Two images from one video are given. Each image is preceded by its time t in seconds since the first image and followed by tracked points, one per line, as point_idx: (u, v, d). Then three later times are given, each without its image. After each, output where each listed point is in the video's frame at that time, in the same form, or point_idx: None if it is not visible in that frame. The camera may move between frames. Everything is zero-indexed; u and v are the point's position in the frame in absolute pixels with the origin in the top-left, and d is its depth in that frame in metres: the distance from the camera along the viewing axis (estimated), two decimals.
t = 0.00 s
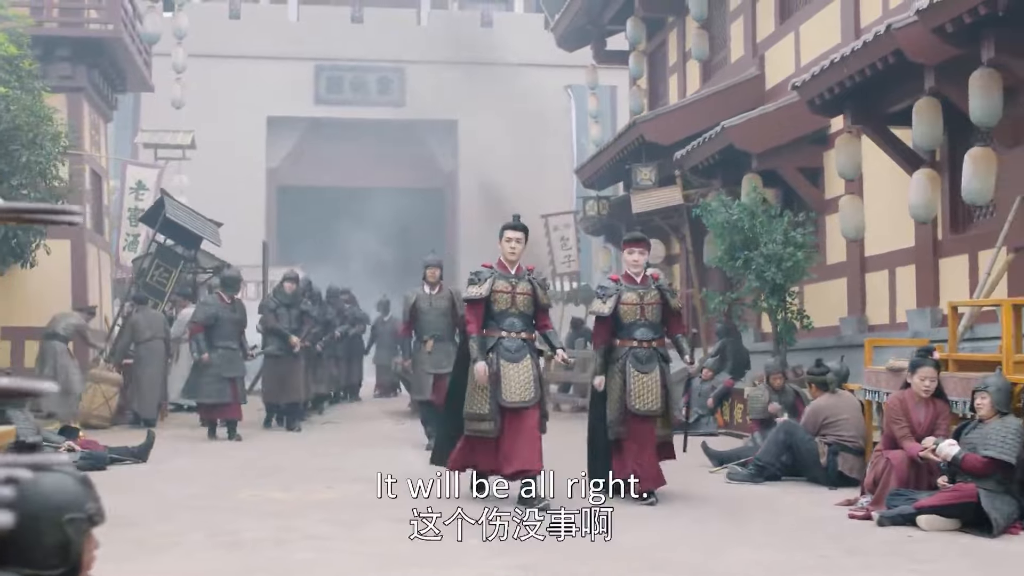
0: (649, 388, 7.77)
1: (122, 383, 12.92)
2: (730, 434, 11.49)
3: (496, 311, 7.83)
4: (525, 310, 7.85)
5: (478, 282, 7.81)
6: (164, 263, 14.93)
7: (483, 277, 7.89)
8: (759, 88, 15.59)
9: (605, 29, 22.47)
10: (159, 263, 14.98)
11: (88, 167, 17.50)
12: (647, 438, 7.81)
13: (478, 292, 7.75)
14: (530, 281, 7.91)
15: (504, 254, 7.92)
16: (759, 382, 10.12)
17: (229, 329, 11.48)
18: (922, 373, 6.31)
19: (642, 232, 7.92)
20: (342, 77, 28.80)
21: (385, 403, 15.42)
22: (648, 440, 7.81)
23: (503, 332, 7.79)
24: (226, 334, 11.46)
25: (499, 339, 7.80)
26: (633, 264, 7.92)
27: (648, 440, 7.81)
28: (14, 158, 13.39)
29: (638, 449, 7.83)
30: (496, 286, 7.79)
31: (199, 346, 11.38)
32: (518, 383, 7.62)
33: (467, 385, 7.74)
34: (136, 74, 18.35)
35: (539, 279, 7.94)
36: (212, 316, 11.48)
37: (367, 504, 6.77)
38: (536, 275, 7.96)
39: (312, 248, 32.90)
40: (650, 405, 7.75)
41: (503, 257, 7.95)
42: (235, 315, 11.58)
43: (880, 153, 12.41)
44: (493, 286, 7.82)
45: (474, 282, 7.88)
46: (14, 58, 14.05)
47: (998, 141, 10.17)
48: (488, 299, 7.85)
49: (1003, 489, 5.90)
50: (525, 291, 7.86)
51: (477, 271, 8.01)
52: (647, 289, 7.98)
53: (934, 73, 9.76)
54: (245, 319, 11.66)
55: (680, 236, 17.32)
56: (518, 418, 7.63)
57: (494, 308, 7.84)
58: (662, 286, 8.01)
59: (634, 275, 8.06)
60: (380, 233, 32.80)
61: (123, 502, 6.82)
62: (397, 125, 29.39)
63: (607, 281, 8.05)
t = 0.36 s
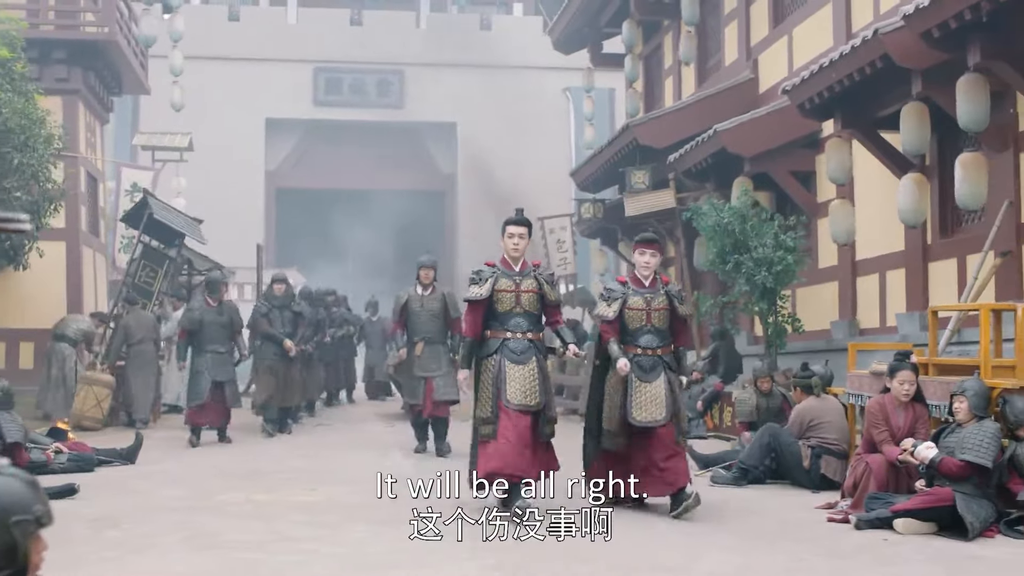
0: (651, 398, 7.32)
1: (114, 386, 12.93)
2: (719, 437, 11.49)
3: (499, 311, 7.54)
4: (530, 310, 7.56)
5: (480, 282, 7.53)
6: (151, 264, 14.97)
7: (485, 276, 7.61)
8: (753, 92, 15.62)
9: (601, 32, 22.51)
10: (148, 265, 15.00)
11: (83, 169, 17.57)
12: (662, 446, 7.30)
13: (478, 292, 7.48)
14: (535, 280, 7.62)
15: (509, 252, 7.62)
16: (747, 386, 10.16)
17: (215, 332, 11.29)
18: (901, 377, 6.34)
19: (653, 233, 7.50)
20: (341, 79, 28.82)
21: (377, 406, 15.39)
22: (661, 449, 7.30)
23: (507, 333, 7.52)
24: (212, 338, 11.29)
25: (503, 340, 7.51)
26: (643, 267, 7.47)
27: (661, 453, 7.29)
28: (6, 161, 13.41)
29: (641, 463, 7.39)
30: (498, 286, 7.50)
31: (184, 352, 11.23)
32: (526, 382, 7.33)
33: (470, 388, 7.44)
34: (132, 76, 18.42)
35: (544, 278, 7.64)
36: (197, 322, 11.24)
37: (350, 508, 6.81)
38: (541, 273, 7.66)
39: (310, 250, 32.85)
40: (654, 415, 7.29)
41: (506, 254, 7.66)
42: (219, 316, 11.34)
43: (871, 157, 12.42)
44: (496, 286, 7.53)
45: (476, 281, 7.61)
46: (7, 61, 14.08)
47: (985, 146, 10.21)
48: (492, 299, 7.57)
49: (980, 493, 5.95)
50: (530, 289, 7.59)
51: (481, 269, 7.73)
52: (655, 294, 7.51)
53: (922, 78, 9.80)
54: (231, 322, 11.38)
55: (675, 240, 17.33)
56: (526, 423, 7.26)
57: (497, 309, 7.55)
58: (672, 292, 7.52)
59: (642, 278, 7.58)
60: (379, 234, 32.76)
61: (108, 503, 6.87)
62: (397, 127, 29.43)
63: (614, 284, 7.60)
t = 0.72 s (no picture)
0: (666, 391, 6.96)
1: (107, 387, 12.96)
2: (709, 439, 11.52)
3: (502, 313, 7.17)
4: (534, 311, 7.20)
5: (482, 282, 7.16)
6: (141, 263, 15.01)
7: (486, 276, 7.24)
8: (747, 94, 15.64)
9: (599, 34, 22.54)
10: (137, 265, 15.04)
11: (80, 170, 17.62)
12: (671, 450, 6.97)
13: (481, 294, 7.10)
14: (538, 279, 7.27)
15: (508, 251, 7.28)
16: (737, 387, 10.20)
17: (196, 332, 10.60)
18: (883, 380, 6.37)
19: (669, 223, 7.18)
20: (340, 81, 28.85)
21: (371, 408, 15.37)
22: (673, 454, 6.95)
23: (512, 335, 7.14)
24: (194, 337, 10.58)
25: (508, 342, 7.14)
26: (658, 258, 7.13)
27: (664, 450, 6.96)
28: None
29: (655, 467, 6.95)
30: (501, 286, 7.14)
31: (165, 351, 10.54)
32: (535, 388, 7.01)
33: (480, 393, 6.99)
34: (129, 78, 18.50)
35: (548, 276, 7.29)
36: (176, 321, 10.62)
37: (335, 510, 6.86)
38: (545, 272, 7.30)
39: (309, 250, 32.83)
40: (671, 409, 6.91)
41: (508, 254, 7.31)
42: (198, 317, 10.62)
43: (862, 160, 12.46)
44: (498, 286, 7.17)
45: (477, 282, 7.23)
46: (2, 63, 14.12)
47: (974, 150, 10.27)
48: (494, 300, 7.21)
49: (959, 495, 5.99)
50: (533, 289, 7.23)
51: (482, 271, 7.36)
52: (669, 286, 7.17)
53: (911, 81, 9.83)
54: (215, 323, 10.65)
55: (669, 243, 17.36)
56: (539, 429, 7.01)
57: (500, 310, 7.17)
58: (687, 284, 7.20)
59: (656, 271, 7.25)
60: (378, 235, 32.76)
61: (94, 504, 6.92)
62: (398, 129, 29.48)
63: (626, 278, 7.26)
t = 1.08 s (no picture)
0: (679, 410, 6.46)
1: (103, 388, 13.03)
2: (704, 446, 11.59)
3: (504, 320, 6.74)
4: (537, 320, 6.75)
5: (482, 286, 6.74)
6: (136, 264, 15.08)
7: (489, 280, 6.82)
8: (744, 95, 15.67)
9: (598, 35, 22.56)
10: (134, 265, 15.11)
11: (79, 171, 17.70)
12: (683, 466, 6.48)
13: (481, 297, 6.68)
14: (544, 285, 6.81)
15: (514, 256, 6.87)
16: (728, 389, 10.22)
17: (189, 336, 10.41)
18: (865, 382, 6.44)
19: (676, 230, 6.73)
20: (342, 82, 28.89)
21: (367, 409, 15.38)
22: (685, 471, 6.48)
23: (512, 343, 6.69)
24: (186, 341, 10.44)
25: (508, 351, 6.69)
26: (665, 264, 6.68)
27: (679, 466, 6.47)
28: None
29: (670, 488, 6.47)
30: (503, 290, 6.72)
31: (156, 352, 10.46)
32: (533, 401, 6.53)
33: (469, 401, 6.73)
34: (128, 79, 18.57)
35: (554, 283, 6.83)
36: (172, 323, 10.50)
37: (321, 511, 6.90)
38: (551, 278, 6.86)
39: (310, 250, 32.83)
40: (679, 431, 6.44)
41: (513, 258, 6.88)
42: (193, 321, 10.51)
43: (856, 162, 12.47)
44: (500, 292, 6.74)
45: (479, 285, 6.81)
46: None
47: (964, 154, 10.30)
48: (495, 307, 6.78)
49: (940, 497, 6.01)
50: (538, 295, 6.78)
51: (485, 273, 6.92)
52: (679, 295, 6.71)
53: (901, 84, 9.86)
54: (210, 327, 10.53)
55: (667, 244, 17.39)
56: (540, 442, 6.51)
57: (501, 316, 6.74)
58: (697, 291, 6.72)
59: (665, 279, 6.79)
60: (379, 236, 32.78)
61: (84, 504, 6.97)
62: (401, 129, 29.48)
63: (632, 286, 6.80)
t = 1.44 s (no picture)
0: (690, 411, 6.17)
1: (100, 388, 13.08)
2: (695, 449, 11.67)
3: (512, 313, 6.47)
4: (548, 313, 6.47)
5: (489, 278, 6.48)
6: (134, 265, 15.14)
7: (496, 271, 6.55)
8: (741, 97, 15.71)
9: (598, 36, 22.60)
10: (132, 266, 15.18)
11: (79, 172, 17.77)
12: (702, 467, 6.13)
13: (488, 289, 6.42)
14: (555, 277, 6.56)
15: (524, 246, 6.59)
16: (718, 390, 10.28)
17: (184, 335, 10.24)
18: (850, 384, 6.44)
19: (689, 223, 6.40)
20: (343, 82, 28.94)
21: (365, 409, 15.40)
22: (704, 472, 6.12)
23: (521, 337, 6.43)
24: (180, 341, 10.24)
25: (516, 345, 6.44)
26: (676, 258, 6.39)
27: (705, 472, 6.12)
28: None
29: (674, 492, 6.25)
30: (511, 283, 6.45)
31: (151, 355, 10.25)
32: (542, 397, 6.24)
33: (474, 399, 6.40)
34: (128, 80, 18.63)
35: (565, 274, 6.58)
36: (165, 324, 10.28)
37: (309, 512, 6.95)
38: (561, 269, 6.60)
39: (311, 250, 32.89)
40: (693, 433, 6.13)
41: (523, 249, 6.61)
42: (187, 321, 10.32)
43: (851, 163, 12.50)
44: (508, 284, 6.47)
45: (486, 277, 6.57)
46: None
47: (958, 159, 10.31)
48: (503, 299, 6.51)
49: (923, 499, 6.06)
50: (549, 287, 6.52)
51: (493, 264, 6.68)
52: (690, 290, 6.41)
53: (894, 86, 9.88)
54: (206, 326, 10.31)
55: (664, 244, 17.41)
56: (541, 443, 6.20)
57: (508, 309, 6.48)
58: (709, 286, 6.42)
59: (674, 273, 6.50)
60: (380, 236, 32.84)
61: (74, 504, 7.02)
62: (402, 130, 29.49)
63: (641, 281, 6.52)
